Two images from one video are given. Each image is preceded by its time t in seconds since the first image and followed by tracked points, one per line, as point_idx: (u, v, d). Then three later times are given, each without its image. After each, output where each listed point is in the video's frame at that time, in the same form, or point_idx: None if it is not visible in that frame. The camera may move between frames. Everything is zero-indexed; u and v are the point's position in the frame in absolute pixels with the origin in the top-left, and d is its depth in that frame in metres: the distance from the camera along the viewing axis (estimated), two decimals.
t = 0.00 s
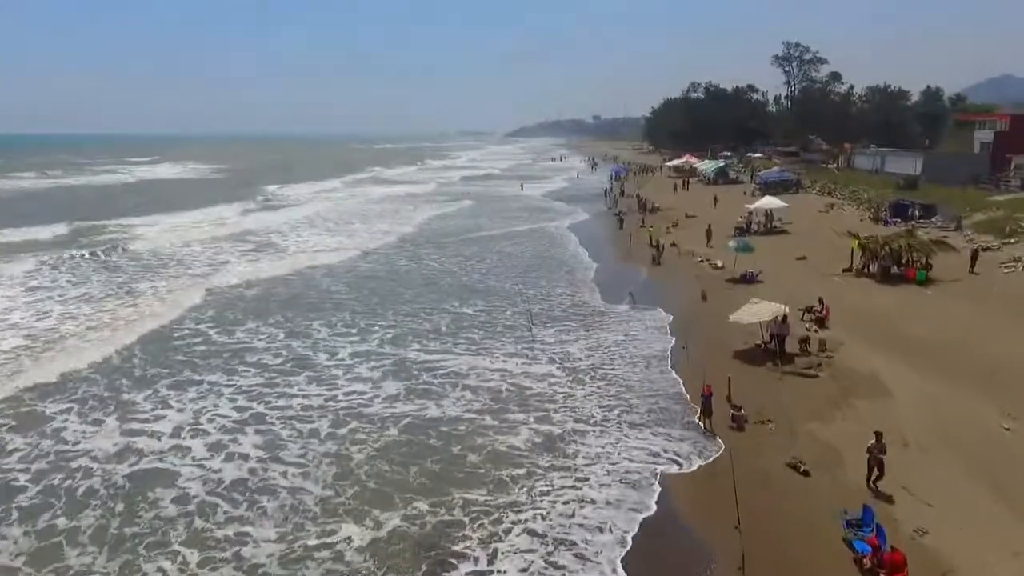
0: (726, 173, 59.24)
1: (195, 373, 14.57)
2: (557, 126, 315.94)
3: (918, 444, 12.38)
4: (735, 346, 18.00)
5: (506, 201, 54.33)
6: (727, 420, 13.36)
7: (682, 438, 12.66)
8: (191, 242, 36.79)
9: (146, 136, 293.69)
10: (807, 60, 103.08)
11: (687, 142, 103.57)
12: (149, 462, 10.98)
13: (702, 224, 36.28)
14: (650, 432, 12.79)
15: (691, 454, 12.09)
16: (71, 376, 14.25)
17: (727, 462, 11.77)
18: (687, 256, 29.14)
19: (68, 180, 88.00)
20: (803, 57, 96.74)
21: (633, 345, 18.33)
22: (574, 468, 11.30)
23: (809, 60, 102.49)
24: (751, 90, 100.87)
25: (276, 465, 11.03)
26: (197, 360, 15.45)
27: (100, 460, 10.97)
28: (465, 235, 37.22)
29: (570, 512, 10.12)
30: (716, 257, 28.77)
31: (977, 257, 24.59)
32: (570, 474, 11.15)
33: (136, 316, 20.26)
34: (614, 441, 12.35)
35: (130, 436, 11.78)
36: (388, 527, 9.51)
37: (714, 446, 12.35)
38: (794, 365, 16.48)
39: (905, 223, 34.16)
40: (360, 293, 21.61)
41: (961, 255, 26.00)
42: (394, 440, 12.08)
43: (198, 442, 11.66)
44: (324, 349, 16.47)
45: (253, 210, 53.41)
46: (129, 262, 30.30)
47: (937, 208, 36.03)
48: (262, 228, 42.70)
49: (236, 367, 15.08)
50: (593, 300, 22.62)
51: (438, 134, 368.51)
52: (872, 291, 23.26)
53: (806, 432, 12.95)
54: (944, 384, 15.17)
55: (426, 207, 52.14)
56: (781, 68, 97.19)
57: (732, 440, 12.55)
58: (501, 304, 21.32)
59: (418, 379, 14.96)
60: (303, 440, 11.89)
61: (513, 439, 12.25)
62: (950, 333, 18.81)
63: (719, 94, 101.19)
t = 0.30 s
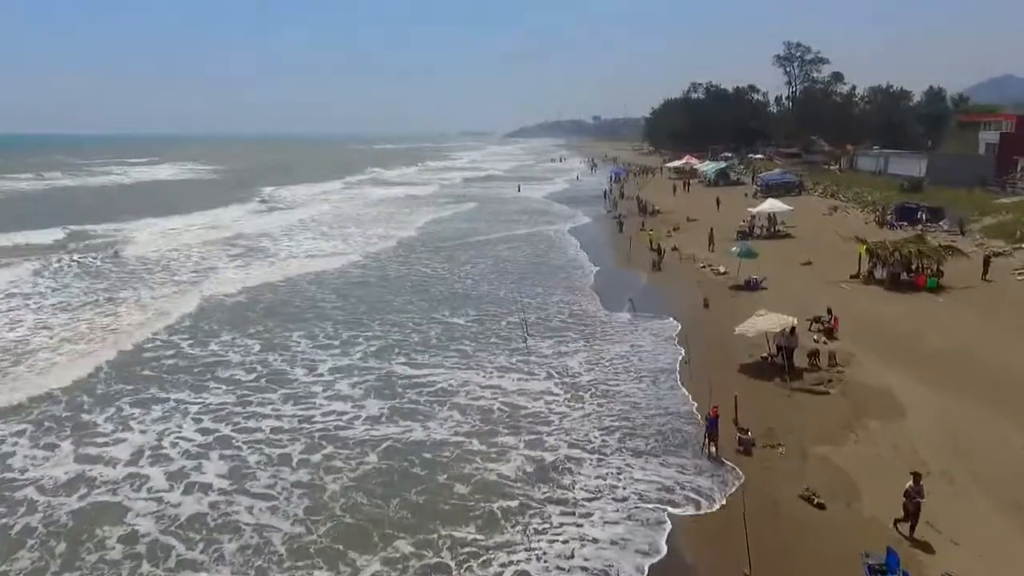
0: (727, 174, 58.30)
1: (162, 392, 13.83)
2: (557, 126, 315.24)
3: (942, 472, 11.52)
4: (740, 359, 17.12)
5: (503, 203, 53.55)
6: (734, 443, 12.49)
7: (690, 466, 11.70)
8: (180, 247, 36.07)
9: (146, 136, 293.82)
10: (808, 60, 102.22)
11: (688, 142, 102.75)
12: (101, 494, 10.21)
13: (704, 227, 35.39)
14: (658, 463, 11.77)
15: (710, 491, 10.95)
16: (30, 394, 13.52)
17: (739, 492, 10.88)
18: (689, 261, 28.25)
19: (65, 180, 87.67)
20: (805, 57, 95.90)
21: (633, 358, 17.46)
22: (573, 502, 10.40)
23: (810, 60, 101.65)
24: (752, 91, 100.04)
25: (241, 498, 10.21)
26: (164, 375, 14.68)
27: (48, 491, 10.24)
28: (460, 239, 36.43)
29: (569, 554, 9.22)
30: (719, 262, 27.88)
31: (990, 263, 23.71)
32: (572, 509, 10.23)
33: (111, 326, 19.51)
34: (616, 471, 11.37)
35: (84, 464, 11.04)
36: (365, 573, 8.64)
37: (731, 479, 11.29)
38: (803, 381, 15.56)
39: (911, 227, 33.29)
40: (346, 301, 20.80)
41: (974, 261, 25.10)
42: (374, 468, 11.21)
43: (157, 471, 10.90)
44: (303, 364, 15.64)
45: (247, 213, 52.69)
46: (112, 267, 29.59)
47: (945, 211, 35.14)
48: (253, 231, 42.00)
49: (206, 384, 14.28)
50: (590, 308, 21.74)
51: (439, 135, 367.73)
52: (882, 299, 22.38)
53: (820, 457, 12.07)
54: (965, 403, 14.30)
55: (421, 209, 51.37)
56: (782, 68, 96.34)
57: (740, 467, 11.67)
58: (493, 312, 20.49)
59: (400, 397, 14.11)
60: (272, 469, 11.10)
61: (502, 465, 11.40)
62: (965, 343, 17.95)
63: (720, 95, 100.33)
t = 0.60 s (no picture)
0: (728, 175, 57.35)
1: (123, 412, 12.99)
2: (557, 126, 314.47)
3: (969, 504, 10.60)
4: (745, 374, 16.21)
5: (500, 205, 52.70)
6: (743, 470, 11.58)
7: (694, 497, 10.79)
8: (169, 250, 35.29)
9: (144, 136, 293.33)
10: (810, 60, 101.40)
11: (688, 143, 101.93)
12: (43, 531, 9.36)
13: (705, 231, 34.45)
14: (659, 494, 10.82)
15: (718, 528, 10.00)
16: None
17: (749, 530, 9.94)
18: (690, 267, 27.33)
19: (60, 180, 87.12)
20: (806, 57, 95.12)
21: (630, 371, 16.58)
22: (565, 543, 9.49)
23: (812, 60, 100.84)
24: (753, 91, 99.23)
25: (198, 537, 9.32)
26: (128, 393, 13.83)
27: None
28: (455, 243, 35.56)
29: None
30: (721, 268, 26.96)
31: (1005, 270, 22.80)
32: (565, 551, 9.32)
33: (82, 335, 18.66)
34: (612, 504, 10.48)
35: (31, 495, 10.20)
36: None
37: (741, 514, 10.32)
38: (813, 399, 14.63)
39: (919, 230, 32.36)
40: (331, 308, 19.92)
41: (987, 268, 24.19)
42: (348, 500, 10.30)
43: (109, 503, 10.05)
44: (279, 379, 14.74)
45: (241, 214, 51.93)
46: (95, 272, 28.80)
47: (954, 214, 34.23)
48: (244, 234, 41.23)
49: (172, 403, 13.42)
50: (588, 315, 20.86)
51: (440, 135, 366.90)
52: (892, 307, 21.47)
53: (835, 487, 11.17)
54: (987, 423, 13.41)
55: (417, 212, 50.52)
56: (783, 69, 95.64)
57: (750, 498, 10.77)
58: (484, 321, 19.60)
59: (380, 416, 13.23)
60: (236, 501, 10.21)
61: (486, 497, 10.48)
62: (984, 356, 17.06)
63: (721, 95, 99.43)
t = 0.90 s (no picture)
0: (729, 176, 56.42)
1: (80, 432, 12.21)
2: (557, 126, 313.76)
3: (1000, 540, 9.70)
4: (751, 389, 15.31)
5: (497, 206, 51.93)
6: (751, 501, 10.69)
7: (698, 534, 9.90)
8: (156, 254, 34.52)
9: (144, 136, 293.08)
10: (812, 60, 100.56)
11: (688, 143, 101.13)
12: None
13: (707, 234, 33.55)
14: (658, 531, 9.94)
15: (723, 572, 9.12)
16: None
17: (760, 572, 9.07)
18: (692, 272, 26.43)
19: (56, 180, 86.62)
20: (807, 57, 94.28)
21: (627, 384, 15.72)
22: None
23: (814, 60, 100.00)
24: (754, 90, 98.39)
25: None
26: (88, 411, 13.04)
27: None
28: (450, 246, 34.74)
29: None
30: (724, 273, 26.06)
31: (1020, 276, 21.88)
32: None
33: (52, 345, 17.87)
34: (607, 544, 9.60)
35: None
36: None
37: (748, 555, 9.43)
38: (825, 417, 13.74)
39: (926, 233, 31.47)
40: (314, 316, 19.10)
41: (1001, 274, 23.27)
42: (318, 539, 9.44)
43: (50, 541, 9.25)
44: (253, 395, 13.91)
45: (235, 216, 51.19)
46: (77, 278, 28.05)
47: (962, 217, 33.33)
48: (235, 236, 40.49)
49: (133, 424, 12.61)
50: (584, 324, 19.99)
51: (442, 135, 366.40)
52: (904, 315, 20.56)
53: (852, 520, 10.28)
54: (1013, 444, 12.50)
55: (412, 213, 49.74)
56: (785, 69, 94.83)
57: (760, 533, 9.90)
58: (475, 330, 18.75)
59: (358, 437, 12.37)
60: (192, 539, 9.39)
61: (468, 534, 9.63)
62: (1007, 366, 16.08)
63: (722, 95, 98.62)
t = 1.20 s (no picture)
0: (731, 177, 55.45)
1: (30, 454, 11.32)
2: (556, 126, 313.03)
3: None
4: (759, 405, 14.35)
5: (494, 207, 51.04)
6: (762, 536, 9.74)
7: None
8: (143, 258, 33.67)
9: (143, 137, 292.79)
10: (813, 59, 99.70)
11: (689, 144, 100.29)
12: None
13: (709, 237, 32.57)
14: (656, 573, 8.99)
15: None
16: None
17: None
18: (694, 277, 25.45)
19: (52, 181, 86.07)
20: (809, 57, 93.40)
21: (626, 399, 14.75)
22: None
23: (815, 59, 99.14)
24: (755, 90, 97.53)
25: None
26: (42, 429, 12.15)
27: None
28: (444, 249, 33.84)
29: None
30: (728, 278, 25.08)
31: None
32: None
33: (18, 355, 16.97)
34: None
35: None
36: None
37: None
38: (838, 436, 12.79)
39: (934, 237, 30.50)
40: (296, 324, 18.19)
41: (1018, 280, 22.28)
42: None
43: None
44: (223, 412, 12.97)
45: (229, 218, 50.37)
46: (59, 283, 27.22)
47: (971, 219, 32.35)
48: (227, 239, 39.68)
49: (89, 445, 11.70)
50: (580, 332, 19.03)
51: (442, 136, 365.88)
52: (917, 322, 19.58)
53: (874, 556, 9.32)
54: None
55: (407, 215, 48.87)
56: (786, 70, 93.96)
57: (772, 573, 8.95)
58: (465, 340, 17.81)
59: (332, 461, 11.42)
60: None
61: None
62: None
63: (722, 95, 97.71)
